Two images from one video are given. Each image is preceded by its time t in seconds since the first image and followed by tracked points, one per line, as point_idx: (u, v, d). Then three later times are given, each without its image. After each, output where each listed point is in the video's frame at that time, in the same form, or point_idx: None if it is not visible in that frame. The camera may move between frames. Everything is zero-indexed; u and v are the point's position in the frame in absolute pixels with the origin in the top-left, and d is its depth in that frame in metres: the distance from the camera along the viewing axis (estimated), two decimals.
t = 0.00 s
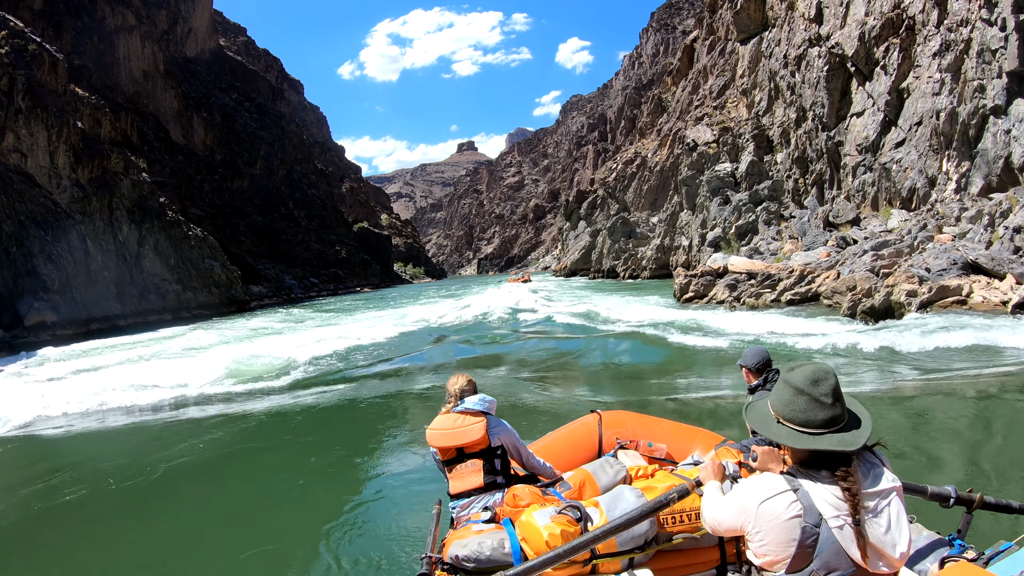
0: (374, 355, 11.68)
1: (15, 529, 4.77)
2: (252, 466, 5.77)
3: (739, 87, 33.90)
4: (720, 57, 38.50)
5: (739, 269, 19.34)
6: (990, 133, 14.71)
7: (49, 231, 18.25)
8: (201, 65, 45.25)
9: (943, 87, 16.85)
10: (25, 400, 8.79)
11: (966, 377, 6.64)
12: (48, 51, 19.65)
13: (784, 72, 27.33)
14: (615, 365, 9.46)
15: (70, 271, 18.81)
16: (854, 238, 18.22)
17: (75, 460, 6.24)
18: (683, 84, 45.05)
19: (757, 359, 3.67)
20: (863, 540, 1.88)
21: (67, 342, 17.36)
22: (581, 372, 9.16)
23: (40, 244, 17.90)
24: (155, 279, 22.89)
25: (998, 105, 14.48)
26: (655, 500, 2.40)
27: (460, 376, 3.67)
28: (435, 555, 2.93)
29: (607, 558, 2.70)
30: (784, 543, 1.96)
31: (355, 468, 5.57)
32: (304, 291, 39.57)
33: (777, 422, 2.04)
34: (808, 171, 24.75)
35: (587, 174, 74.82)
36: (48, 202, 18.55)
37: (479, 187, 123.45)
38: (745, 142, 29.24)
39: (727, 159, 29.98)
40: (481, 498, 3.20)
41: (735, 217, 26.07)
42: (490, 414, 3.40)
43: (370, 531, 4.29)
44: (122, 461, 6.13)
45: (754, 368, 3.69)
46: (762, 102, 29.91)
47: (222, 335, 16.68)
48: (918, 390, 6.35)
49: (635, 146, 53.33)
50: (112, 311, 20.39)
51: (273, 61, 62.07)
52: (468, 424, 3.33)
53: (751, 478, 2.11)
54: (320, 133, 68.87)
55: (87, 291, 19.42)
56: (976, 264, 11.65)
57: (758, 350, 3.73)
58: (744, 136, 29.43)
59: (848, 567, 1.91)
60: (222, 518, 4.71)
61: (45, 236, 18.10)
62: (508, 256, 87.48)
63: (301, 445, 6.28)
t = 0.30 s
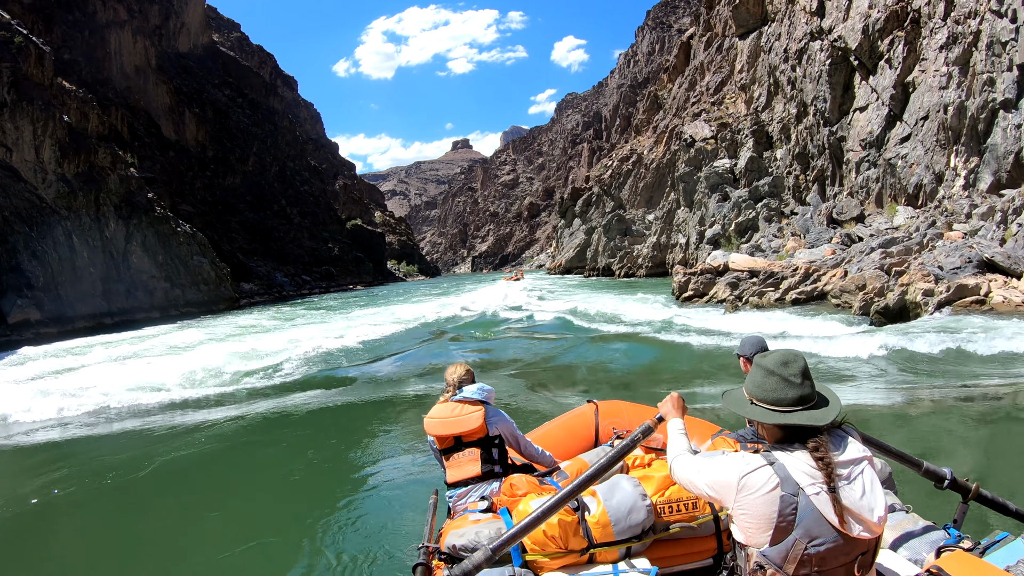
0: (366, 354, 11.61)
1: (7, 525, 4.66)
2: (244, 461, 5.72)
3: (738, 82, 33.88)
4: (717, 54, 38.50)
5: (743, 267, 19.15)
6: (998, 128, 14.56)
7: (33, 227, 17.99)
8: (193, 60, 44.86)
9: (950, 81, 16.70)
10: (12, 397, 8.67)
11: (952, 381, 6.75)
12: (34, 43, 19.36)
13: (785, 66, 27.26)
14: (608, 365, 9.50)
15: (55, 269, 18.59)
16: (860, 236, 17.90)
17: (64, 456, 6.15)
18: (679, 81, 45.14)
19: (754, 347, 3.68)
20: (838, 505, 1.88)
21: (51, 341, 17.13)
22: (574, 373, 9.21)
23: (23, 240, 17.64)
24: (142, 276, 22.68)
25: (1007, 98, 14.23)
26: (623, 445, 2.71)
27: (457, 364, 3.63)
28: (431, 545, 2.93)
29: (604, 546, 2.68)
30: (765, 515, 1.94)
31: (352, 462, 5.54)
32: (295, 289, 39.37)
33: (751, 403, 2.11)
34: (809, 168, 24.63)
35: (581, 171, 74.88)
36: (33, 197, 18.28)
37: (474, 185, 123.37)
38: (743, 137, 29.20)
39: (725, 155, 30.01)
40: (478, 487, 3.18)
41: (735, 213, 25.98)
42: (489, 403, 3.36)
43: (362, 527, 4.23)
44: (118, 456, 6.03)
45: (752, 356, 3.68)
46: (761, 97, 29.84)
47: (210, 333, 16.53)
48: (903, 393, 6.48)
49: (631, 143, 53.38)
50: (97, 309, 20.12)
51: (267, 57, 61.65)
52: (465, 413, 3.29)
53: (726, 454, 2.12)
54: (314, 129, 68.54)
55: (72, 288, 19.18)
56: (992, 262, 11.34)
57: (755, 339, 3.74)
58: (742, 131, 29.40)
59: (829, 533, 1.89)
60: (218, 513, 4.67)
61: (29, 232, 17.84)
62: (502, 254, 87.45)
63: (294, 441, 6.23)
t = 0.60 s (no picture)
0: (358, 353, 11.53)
1: None
2: (237, 459, 5.67)
3: (738, 78, 33.86)
4: (716, 51, 38.49)
5: (745, 266, 19.02)
6: (1010, 125, 13.98)
7: (18, 224, 17.77)
8: (187, 57, 44.55)
9: (960, 75, 16.07)
10: None
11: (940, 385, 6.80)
12: (21, 36, 19.12)
13: (785, 61, 27.11)
14: (602, 365, 9.51)
15: (40, 266, 18.35)
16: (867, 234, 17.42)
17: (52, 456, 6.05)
18: (677, 80, 45.16)
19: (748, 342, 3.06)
20: (816, 474, 1.98)
21: (36, 339, 16.95)
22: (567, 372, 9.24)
23: (9, 237, 17.44)
24: (129, 275, 22.50)
25: (1019, 94, 13.73)
26: (605, 431, 2.67)
27: (452, 360, 3.56)
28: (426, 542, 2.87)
29: (598, 542, 2.63)
30: (750, 486, 2.04)
31: (347, 461, 5.50)
32: (287, 288, 39.13)
33: (729, 396, 2.24)
34: (811, 165, 24.22)
35: (578, 171, 74.80)
36: (19, 193, 18.06)
37: (470, 184, 123.24)
38: (743, 135, 29.12)
39: (726, 152, 30.04)
40: (473, 483, 3.12)
41: (737, 212, 26.16)
42: (484, 399, 3.32)
43: (354, 525, 4.19)
44: (110, 456, 5.91)
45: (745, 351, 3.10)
46: (761, 94, 29.79)
47: (202, 331, 16.43)
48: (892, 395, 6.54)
49: (628, 142, 53.36)
50: (82, 308, 19.88)
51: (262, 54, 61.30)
52: (461, 408, 3.25)
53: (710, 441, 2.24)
54: (308, 127, 68.24)
55: (58, 286, 18.96)
56: (1012, 262, 10.84)
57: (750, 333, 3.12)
58: (743, 128, 29.37)
59: (810, 500, 1.98)
60: (216, 511, 4.60)
61: (15, 229, 17.64)
62: (497, 253, 87.32)
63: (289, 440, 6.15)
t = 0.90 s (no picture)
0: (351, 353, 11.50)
1: None
2: (228, 460, 5.64)
3: (739, 74, 33.90)
4: (716, 48, 38.55)
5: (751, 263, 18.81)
6: None
7: (7, 220, 17.60)
8: (182, 53, 44.34)
9: (975, 68, 16.13)
10: None
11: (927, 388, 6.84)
12: (9, 30, 18.97)
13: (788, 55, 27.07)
14: (594, 365, 9.53)
15: (28, 263, 18.12)
16: (878, 233, 17.23)
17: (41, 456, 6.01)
18: (676, 77, 45.22)
19: (741, 347, 3.65)
20: (773, 460, 2.19)
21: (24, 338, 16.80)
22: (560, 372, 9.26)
23: None
24: (119, 272, 22.37)
25: None
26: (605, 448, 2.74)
27: (446, 364, 3.50)
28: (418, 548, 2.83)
29: (592, 547, 2.58)
30: (714, 477, 2.18)
31: (343, 461, 5.51)
32: (281, 287, 38.92)
33: (696, 411, 2.42)
34: (815, 162, 24.19)
35: (575, 169, 74.79)
36: (6, 189, 17.89)
37: (467, 182, 123.14)
38: (746, 131, 29.21)
39: (728, 149, 30.04)
40: (466, 488, 3.09)
41: (740, 209, 26.06)
42: (479, 403, 3.25)
43: (343, 530, 4.13)
44: (104, 458, 5.85)
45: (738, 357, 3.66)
46: (764, 90, 29.86)
47: (194, 331, 16.34)
48: (880, 398, 6.59)
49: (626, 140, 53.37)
50: (70, 306, 19.67)
51: (258, 51, 61.03)
52: (455, 412, 3.18)
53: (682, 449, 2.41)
54: (304, 125, 68.05)
55: (46, 284, 18.74)
56: None
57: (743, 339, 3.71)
58: (745, 125, 29.46)
59: (770, 479, 2.12)
60: (218, 508, 4.64)
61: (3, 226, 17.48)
62: (494, 252, 87.22)
63: (280, 441, 6.15)
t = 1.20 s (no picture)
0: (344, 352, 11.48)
1: None
2: (224, 462, 5.65)
3: (742, 68, 33.78)
4: (717, 42, 38.49)
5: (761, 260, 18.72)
6: None
7: None
8: (177, 47, 44.07)
9: (991, 58, 15.97)
10: None
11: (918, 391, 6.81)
12: None
13: (793, 46, 26.91)
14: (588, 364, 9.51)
15: (15, 260, 17.94)
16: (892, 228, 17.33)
17: (30, 461, 6.03)
18: (676, 72, 45.14)
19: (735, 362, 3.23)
20: (778, 479, 2.07)
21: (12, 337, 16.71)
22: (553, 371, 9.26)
23: None
24: (109, 268, 22.25)
25: None
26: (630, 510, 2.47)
27: (443, 377, 3.43)
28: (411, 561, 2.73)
29: (585, 560, 2.61)
30: (716, 498, 2.08)
31: (339, 461, 5.53)
32: (276, 283, 38.74)
33: (692, 420, 2.27)
34: (823, 156, 24.30)
35: (573, 165, 74.68)
36: None
37: (465, 178, 123.05)
38: (750, 124, 29.18)
39: (731, 142, 29.94)
40: (460, 501, 3.07)
41: (745, 204, 25.92)
42: (475, 418, 3.19)
43: (338, 532, 4.18)
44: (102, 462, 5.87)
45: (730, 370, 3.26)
46: (767, 83, 29.79)
47: (187, 328, 16.31)
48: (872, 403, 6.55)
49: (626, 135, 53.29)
50: (59, 303, 19.51)
51: (255, 46, 60.70)
52: (451, 427, 3.13)
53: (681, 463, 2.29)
54: (302, 120, 67.82)
55: (33, 280, 18.57)
56: None
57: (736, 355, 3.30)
58: (749, 118, 29.38)
59: (775, 502, 2.03)
60: (215, 504, 4.73)
61: None
62: (492, 248, 87.17)
63: (273, 442, 6.15)
